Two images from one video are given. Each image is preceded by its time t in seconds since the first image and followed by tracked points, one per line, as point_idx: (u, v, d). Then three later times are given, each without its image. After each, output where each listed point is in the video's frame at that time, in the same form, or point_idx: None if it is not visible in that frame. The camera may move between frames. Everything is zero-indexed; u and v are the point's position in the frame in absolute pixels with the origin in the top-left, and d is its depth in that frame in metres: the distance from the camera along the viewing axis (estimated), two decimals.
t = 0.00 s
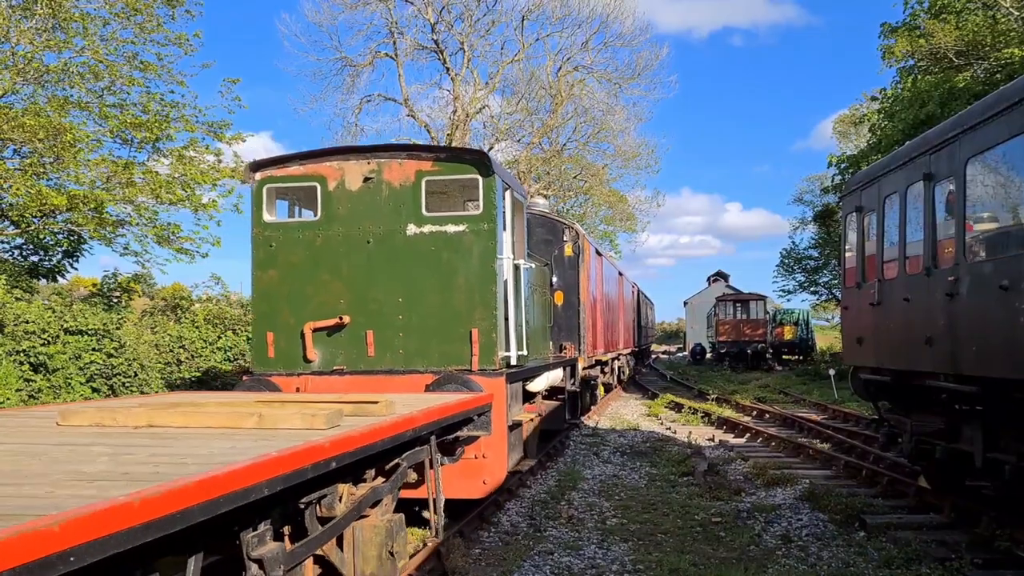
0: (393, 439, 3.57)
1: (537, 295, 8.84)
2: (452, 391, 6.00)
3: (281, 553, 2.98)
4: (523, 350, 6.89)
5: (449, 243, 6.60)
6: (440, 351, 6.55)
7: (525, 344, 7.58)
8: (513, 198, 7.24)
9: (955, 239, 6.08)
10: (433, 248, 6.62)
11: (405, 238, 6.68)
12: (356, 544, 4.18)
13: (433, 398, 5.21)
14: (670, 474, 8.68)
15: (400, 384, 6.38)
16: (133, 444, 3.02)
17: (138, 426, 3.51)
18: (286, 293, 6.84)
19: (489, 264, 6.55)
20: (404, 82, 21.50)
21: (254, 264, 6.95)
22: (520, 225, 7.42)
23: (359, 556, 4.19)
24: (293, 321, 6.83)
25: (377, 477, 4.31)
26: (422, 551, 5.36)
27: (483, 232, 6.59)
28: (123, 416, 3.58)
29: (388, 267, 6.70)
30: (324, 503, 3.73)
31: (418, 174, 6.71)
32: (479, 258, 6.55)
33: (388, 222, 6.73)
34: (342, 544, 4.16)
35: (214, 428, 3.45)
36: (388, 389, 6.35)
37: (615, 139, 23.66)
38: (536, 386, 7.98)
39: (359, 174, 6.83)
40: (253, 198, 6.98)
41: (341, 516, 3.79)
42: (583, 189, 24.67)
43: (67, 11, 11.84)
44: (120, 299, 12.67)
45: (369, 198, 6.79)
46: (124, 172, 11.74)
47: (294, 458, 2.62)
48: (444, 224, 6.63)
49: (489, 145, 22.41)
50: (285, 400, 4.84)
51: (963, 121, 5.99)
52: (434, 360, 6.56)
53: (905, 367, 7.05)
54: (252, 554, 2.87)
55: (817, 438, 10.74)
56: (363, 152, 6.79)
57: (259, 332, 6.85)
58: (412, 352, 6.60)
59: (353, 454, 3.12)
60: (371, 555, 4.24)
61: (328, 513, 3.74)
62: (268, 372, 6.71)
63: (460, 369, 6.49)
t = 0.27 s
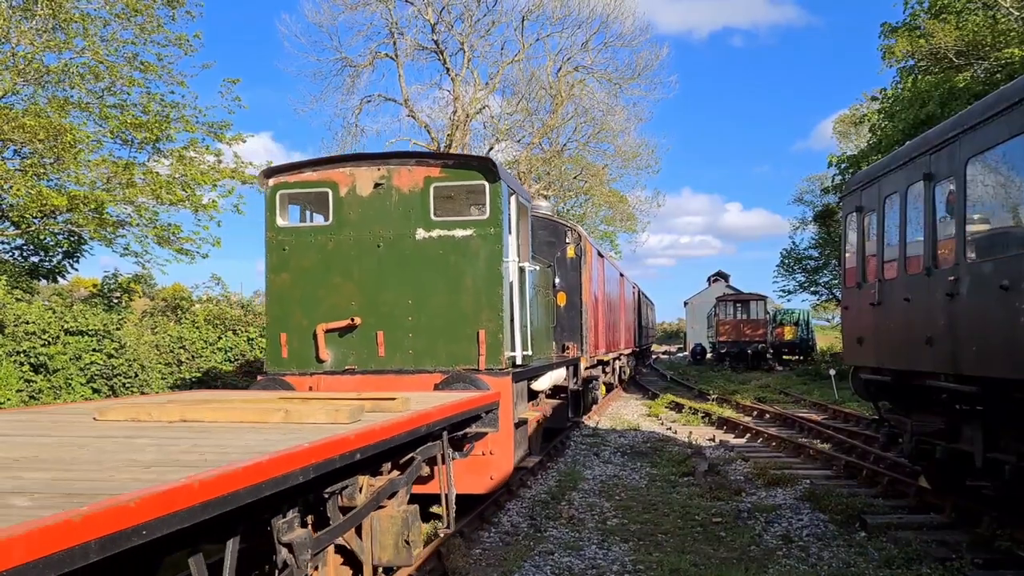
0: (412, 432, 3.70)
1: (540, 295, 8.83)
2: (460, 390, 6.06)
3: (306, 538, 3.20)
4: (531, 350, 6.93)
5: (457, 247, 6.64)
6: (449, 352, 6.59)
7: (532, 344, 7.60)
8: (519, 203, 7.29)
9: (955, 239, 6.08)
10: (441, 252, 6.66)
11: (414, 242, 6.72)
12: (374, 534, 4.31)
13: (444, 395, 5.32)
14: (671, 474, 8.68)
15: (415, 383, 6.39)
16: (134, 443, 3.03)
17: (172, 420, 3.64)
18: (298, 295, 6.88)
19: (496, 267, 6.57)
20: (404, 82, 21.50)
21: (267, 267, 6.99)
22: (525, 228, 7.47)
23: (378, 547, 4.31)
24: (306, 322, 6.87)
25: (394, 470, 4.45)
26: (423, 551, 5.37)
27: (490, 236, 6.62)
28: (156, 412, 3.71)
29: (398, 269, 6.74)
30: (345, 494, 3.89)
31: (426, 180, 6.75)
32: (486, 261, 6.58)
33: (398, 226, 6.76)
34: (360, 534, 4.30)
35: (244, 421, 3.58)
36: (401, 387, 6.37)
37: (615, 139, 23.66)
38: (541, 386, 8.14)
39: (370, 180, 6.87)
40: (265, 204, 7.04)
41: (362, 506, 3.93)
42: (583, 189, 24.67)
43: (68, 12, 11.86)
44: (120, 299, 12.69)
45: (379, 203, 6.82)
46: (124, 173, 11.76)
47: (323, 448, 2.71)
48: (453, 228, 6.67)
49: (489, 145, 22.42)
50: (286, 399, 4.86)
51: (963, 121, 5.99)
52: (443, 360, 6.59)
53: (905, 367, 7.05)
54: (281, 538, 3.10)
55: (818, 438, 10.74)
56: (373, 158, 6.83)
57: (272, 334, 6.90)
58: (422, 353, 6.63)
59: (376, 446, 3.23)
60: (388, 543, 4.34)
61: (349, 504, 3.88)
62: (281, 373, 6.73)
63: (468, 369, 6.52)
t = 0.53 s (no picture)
0: (425, 428, 3.95)
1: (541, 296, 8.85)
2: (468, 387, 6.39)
3: (330, 525, 3.38)
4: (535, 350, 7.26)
5: (465, 250, 6.97)
6: (457, 352, 6.94)
7: (535, 345, 7.95)
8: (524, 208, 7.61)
9: (955, 239, 6.09)
10: (449, 255, 6.99)
11: (423, 245, 7.06)
12: (389, 524, 4.48)
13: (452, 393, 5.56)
14: (671, 474, 8.68)
15: (424, 381, 6.74)
16: (135, 442, 3.03)
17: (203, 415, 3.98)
18: (311, 297, 7.25)
19: (502, 270, 6.92)
20: (404, 83, 21.50)
21: (281, 270, 7.36)
22: (530, 232, 7.76)
23: (393, 536, 4.49)
24: (318, 322, 7.24)
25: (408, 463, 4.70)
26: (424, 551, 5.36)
27: (497, 239, 6.97)
28: (187, 407, 4.04)
29: (407, 272, 7.09)
30: (365, 486, 3.98)
31: (435, 186, 7.08)
32: (492, 264, 6.93)
33: (407, 231, 7.11)
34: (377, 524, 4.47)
35: (271, 416, 3.89)
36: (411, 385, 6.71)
37: (615, 140, 23.67)
38: (547, 384, 8.39)
39: (380, 186, 7.20)
40: (279, 208, 7.40)
41: (380, 497, 4.06)
42: (583, 189, 24.66)
43: (68, 12, 11.87)
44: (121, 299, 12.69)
45: (389, 208, 7.16)
46: (124, 173, 11.75)
47: (340, 444, 2.94)
48: (460, 232, 7.01)
49: (489, 146, 22.43)
50: (287, 400, 4.86)
51: (963, 121, 6.00)
52: (451, 359, 6.94)
53: (906, 367, 7.05)
54: (307, 525, 3.30)
55: (818, 438, 10.75)
56: (383, 165, 7.16)
57: (286, 334, 7.27)
58: (431, 352, 6.98)
59: (390, 441, 3.48)
60: (404, 532, 4.51)
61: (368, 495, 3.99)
62: (294, 371, 7.10)
63: (475, 368, 6.86)
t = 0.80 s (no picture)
0: (439, 423, 4.18)
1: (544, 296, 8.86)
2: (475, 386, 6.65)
3: (351, 513, 3.67)
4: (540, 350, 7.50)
5: (471, 253, 7.22)
6: (464, 351, 7.17)
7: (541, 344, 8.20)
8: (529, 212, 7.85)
9: (955, 239, 6.09)
10: (456, 258, 7.24)
11: (431, 248, 7.31)
12: (404, 516, 4.79)
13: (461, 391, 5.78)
14: (671, 474, 8.68)
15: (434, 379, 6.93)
16: (135, 442, 3.03)
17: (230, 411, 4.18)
18: (323, 299, 7.51)
19: (508, 272, 7.16)
20: (404, 83, 21.48)
21: (293, 272, 7.62)
22: (534, 234, 7.97)
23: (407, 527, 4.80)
24: (329, 323, 7.50)
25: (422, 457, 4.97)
26: (424, 551, 5.36)
27: (502, 242, 7.20)
28: (213, 404, 4.23)
29: (416, 274, 7.34)
30: (382, 478, 4.28)
31: (442, 190, 7.34)
32: (498, 266, 7.17)
33: (416, 234, 7.37)
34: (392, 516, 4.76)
35: (293, 412, 4.05)
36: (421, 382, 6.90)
37: (616, 140, 23.65)
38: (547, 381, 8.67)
39: (389, 191, 7.47)
40: (291, 213, 7.66)
41: (397, 488, 4.36)
42: (584, 189, 24.65)
43: (68, 13, 11.87)
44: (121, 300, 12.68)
45: (398, 212, 7.42)
46: (124, 173, 11.75)
47: (362, 435, 3.13)
48: (467, 236, 7.25)
49: (490, 146, 22.43)
50: (287, 400, 4.85)
51: (963, 121, 6.00)
52: (458, 358, 7.18)
53: (906, 367, 7.05)
54: (331, 513, 3.60)
55: (818, 438, 10.76)
56: (392, 171, 7.43)
57: (298, 334, 7.53)
58: (438, 352, 7.22)
59: (408, 433, 3.69)
60: (417, 523, 4.83)
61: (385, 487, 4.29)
62: (306, 371, 7.35)
63: (482, 367, 7.10)
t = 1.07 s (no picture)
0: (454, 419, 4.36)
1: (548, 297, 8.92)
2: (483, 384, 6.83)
3: (370, 503, 3.87)
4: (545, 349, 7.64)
5: (478, 255, 7.36)
6: (472, 351, 7.33)
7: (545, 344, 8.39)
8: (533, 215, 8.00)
9: (955, 239, 6.09)
10: (464, 260, 7.38)
11: (439, 251, 7.44)
12: (417, 508, 4.97)
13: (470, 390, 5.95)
14: (672, 474, 8.68)
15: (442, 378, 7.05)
16: (135, 441, 3.03)
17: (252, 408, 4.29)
18: (334, 299, 7.64)
19: (514, 274, 7.31)
20: (405, 83, 21.48)
21: (304, 274, 7.74)
22: (538, 236, 8.13)
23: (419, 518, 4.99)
24: (340, 324, 7.63)
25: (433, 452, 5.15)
26: (425, 552, 5.35)
27: (508, 245, 7.34)
28: (238, 400, 4.37)
29: (424, 276, 7.48)
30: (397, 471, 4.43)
31: (449, 195, 7.48)
32: (504, 268, 7.31)
33: (424, 237, 7.50)
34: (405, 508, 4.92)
35: (313, 408, 4.15)
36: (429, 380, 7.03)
37: (616, 139, 23.65)
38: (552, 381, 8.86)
39: (398, 195, 7.60)
40: (302, 216, 7.79)
41: (411, 481, 4.48)
42: (584, 189, 24.64)
43: (68, 13, 11.87)
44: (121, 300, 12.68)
45: (407, 215, 7.56)
46: (125, 174, 11.75)
47: (384, 427, 3.26)
48: (474, 238, 7.40)
49: (490, 146, 22.43)
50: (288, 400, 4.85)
51: (963, 121, 6.00)
52: (466, 358, 7.33)
53: (907, 367, 7.04)
54: (350, 504, 3.78)
55: (819, 438, 10.77)
56: (401, 175, 7.57)
57: (310, 334, 7.65)
58: (446, 351, 7.36)
59: (424, 428, 3.82)
60: (430, 515, 5.03)
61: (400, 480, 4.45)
62: (317, 370, 7.48)
63: (489, 366, 7.24)
